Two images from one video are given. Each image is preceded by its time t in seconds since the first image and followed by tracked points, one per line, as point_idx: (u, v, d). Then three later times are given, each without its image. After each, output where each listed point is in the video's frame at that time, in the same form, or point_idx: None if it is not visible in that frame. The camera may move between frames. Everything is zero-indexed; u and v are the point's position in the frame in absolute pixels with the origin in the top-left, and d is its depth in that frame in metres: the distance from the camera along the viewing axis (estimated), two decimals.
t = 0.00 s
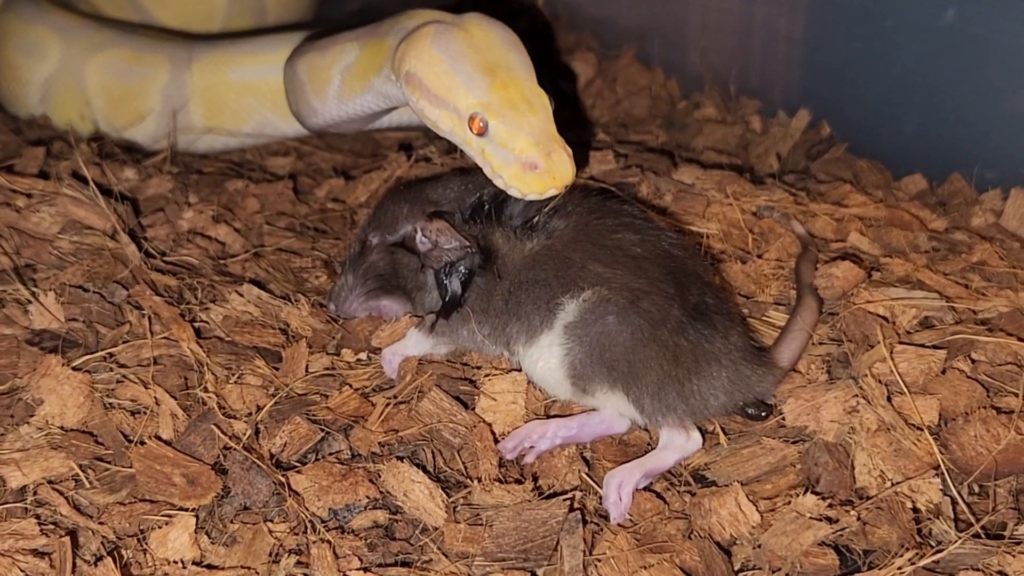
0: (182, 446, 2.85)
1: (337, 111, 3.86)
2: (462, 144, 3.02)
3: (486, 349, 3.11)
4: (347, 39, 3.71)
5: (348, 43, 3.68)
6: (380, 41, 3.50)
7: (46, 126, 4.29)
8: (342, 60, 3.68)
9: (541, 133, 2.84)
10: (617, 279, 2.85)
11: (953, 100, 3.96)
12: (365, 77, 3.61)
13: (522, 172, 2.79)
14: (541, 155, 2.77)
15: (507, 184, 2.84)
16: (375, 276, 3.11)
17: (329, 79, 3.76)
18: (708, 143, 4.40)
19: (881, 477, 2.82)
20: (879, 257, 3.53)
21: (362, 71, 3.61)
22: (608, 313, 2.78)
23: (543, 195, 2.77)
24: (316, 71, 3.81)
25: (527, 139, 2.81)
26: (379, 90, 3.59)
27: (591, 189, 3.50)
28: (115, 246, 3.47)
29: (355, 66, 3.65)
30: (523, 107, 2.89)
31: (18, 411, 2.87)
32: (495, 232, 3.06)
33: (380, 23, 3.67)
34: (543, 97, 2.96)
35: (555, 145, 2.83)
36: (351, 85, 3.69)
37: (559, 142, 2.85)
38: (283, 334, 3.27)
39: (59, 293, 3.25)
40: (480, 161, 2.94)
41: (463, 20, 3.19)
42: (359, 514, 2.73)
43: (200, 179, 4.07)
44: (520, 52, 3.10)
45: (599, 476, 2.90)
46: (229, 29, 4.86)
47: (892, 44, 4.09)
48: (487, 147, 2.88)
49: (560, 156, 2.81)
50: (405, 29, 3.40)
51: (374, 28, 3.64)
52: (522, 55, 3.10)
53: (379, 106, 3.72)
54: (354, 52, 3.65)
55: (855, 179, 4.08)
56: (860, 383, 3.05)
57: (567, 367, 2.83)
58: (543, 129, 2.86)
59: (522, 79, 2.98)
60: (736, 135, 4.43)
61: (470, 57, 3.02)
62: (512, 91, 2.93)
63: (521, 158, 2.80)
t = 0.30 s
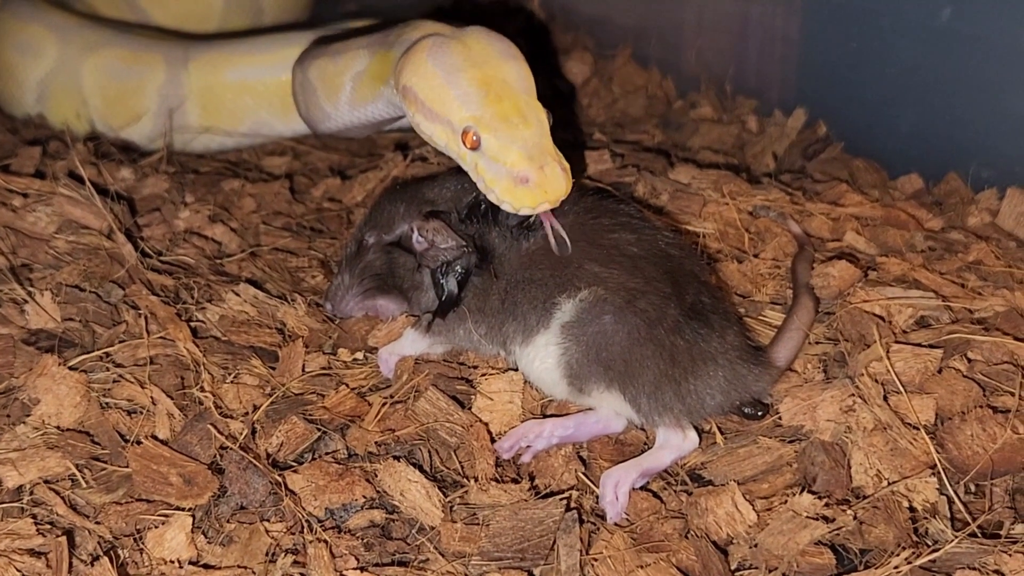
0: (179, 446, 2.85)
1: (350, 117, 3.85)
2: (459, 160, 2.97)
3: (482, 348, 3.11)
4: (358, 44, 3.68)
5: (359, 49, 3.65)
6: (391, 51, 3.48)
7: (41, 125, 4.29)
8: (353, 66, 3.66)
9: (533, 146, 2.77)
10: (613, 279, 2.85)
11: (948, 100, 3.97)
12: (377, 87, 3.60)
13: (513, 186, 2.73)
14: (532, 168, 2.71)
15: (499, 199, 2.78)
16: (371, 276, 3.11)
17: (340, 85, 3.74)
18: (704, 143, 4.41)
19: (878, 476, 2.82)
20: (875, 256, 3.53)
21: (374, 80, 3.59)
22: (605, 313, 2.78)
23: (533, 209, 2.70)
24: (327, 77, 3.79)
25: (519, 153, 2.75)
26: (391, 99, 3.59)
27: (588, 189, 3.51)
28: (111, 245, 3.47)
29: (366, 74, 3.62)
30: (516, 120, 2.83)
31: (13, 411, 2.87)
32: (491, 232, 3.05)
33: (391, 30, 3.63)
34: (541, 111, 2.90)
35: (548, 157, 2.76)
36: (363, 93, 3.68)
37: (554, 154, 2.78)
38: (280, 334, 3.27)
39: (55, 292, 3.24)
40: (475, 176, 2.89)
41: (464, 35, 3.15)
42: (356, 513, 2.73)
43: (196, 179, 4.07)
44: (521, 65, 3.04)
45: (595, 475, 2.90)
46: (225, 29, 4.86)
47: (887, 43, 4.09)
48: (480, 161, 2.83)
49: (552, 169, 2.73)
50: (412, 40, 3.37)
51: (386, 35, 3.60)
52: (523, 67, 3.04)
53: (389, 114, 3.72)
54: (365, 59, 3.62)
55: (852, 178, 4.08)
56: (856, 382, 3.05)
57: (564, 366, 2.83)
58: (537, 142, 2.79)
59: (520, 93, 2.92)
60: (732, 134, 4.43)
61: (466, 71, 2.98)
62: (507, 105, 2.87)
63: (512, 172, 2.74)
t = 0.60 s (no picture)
0: (175, 445, 2.84)
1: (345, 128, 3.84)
2: (448, 181, 2.95)
3: (479, 348, 3.11)
4: (352, 58, 3.64)
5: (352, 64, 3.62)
6: (381, 69, 3.44)
7: (38, 124, 4.29)
8: (346, 80, 3.64)
9: (524, 169, 2.76)
10: (610, 278, 2.85)
11: (946, 98, 3.96)
12: (368, 104, 3.57)
13: (505, 210, 2.72)
14: (524, 193, 2.71)
15: (489, 222, 2.77)
16: (368, 275, 3.12)
17: (335, 98, 3.73)
18: (701, 142, 4.41)
19: (875, 475, 2.82)
20: (872, 255, 3.53)
21: (364, 97, 3.57)
22: (602, 313, 2.78)
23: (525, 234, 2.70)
24: (323, 89, 3.78)
25: (510, 177, 2.74)
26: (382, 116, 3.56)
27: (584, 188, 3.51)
28: (107, 244, 3.47)
29: (359, 90, 3.60)
30: (507, 143, 2.81)
31: (10, 411, 2.86)
32: (488, 231, 3.04)
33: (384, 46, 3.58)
34: (531, 132, 2.88)
35: (539, 181, 2.76)
36: (356, 107, 3.66)
37: (545, 177, 2.77)
38: (276, 333, 3.27)
39: (51, 292, 3.24)
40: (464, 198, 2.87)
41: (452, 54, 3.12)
42: (353, 512, 2.73)
43: (193, 178, 4.07)
44: (510, 84, 3.01)
45: (592, 474, 2.90)
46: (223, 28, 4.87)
47: (885, 41, 4.08)
48: (470, 184, 2.81)
49: (545, 194, 2.74)
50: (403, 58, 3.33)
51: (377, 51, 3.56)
52: (512, 86, 3.01)
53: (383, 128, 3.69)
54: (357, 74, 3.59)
55: (848, 177, 4.08)
56: (853, 381, 3.04)
57: (560, 365, 2.83)
58: (528, 165, 2.78)
59: (510, 113, 2.90)
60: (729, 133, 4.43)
61: (455, 92, 2.95)
62: (497, 127, 2.85)
63: (504, 196, 2.73)
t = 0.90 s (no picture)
0: (173, 445, 2.84)
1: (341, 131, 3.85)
2: (453, 173, 2.95)
3: (477, 347, 3.11)
4: (348, 61, 3.64)
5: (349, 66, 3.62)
6: (379, 71, 3.45)
7: (35, 123, 4.29)
8: (343, 82, 3.64)
9: (529, 156, 2.76)
10: (608, 277, 2.85)
11: (944, 97, 3.96)
12: (366, 106, 3.58)
13: (510, 196, 2.71)
14: (529, 178, 2.70)
15: (495, 210, 2.75)
16: (365, 274, 3.10)
17: (331, 102, 3.74)
18: (699, 140, 4.41)
19: (873, 474, 2.82)
20: (869, 254, 3.53)
21: (361, 100, 3.58)
22: (599, 312, 2.78)
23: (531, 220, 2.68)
24: (319, 92, 3.78)
25: (515, 164, 2.73)
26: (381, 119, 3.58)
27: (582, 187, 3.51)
28: (104, 244, 3.47)
29: (355, 93, 3.60)
30: (512, 133, 2.81)
31: (7, 410, 2.86)
32: (485, 230, 3.04)
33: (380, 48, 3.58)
34: (536, 124, 2.89)
35: (545, 168, 2.75)
36: (352, 110, 3.67)
37: (550, 165, 2.77)
38: (274, 332, 3.26)
39: (48, 291, 3.24)
40: (469, 189, 2.87)
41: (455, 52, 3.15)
42: (350, 512, 2.72)
43: (190, 177, 4.07)
44: (515, 80, 3.03)
45: (590, 473, 2.90)
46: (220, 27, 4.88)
47: (883, 39, 4.08)
48: (475, 173, 2.81)
49: (550, 181, 2.72)
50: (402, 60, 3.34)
51: (373, 54, 3.56)
52: (517, 84, 3.02)
53: (381, 130, 3.69)
54: (354, 77, 3.59)
55: (846, 176, 4.08)
56: (851, 379, 3.04)
57: (558, 364, 2.83)
58: (534, 154, 2.78)
59: (515, 106, 2.92)
60: (726, 132, 4.44)
61: (460, 84, 2.97)
62: (502, 117, 2.86)
63: (508, 182, 2.72)
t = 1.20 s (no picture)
0: (169, 445, 2.84)
1: (304, 123, 4.05)
2: (447, 122, 3.31)
3: (473, 347, 3.10)
4: (316, 54, 3.81)
5: (318, 60, 3.78)
6: (365, 61, 3.69)
7: (30, 124, 4.29)
8: (313, 76, 3.81)
9: (515, 92, 3.11)
10: (604, 277, 2.84)
11: (940, 96, 3.96)
12: (346, 96, 3.81)
13: (500, 123, 3.05)
14: (517, 106, 3.05)
15: (487, 139, 3.09)
16: (361, 274, 3.10)
17: (298, 96, 3.89)
18: (695, 140, 4.41)
19: (868, 473, 2.82)
20: (865, 254, 3.53)
21: (342, 90, 3.79)
22: (595, 312, 2.78)
23: (519, 142, 2.99)
24: (281, 87, 3.92)
25: (502, 98, 3.09)
26: (359, 108, 3.83)
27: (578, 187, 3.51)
28: (100, 244, 3.47)
29: (332, 85, 3.80)
30: (499, 77, 3.20)
31: (3, 411, 2.85)
32: (481, 231, 3.05)
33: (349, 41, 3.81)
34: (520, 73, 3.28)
35: (531, 101, 3.09)
36: (327, 102, 3.87)
37: (536, 100, 3.11)
38: (270, 333, 3.26)
39: (44, 292, 3.23)
40: (463, 131, 3.22)
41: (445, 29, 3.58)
42: (347, 512, 2.72)
43: (186, 177, 4.06)
44: (498, 47, 3.45)
45: (587, 473, 2.90)
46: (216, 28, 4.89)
47: (879, 39, 4.08)
48: (468, 113, 3.18)
49: (538, 109, 3.06)
50: (392, 45, 3.65)
51: (347, 46, 3.78)
52: (503, 51, 3.45)
53: (351, 119, 3.93)
54: (330, 69, 3.77)
55: (842, 176, 4.08)
56: (847, 380, 3.05)
57: (554, 364, 2.83)
58: (522, 91, 3.14)
59: (500, 63, 3.33)
60: (722, 132, 4.44)
61: (450, 48, 3.39)
62: (490, 67, 3.26)
63: (498, 112, 3.08)
